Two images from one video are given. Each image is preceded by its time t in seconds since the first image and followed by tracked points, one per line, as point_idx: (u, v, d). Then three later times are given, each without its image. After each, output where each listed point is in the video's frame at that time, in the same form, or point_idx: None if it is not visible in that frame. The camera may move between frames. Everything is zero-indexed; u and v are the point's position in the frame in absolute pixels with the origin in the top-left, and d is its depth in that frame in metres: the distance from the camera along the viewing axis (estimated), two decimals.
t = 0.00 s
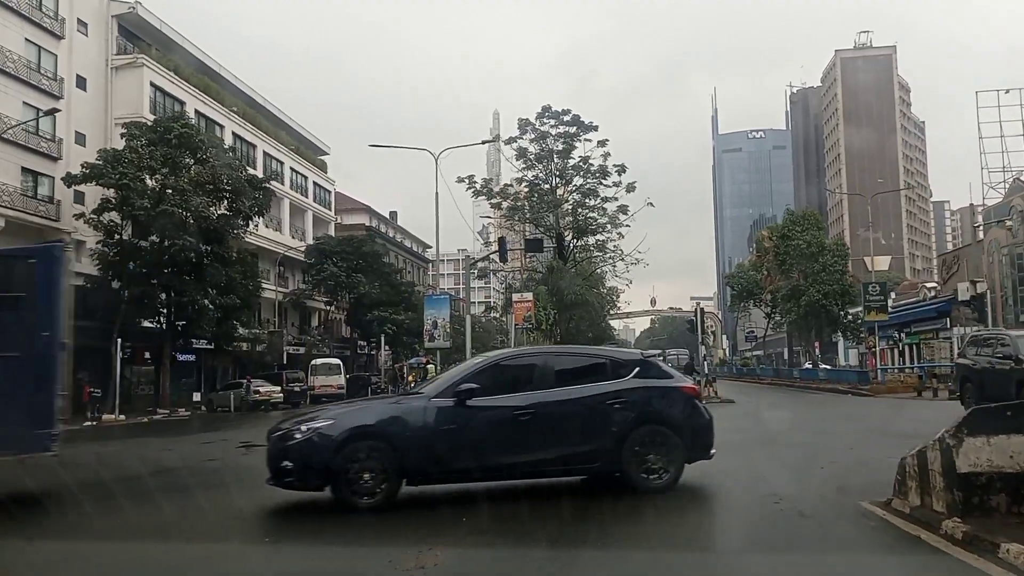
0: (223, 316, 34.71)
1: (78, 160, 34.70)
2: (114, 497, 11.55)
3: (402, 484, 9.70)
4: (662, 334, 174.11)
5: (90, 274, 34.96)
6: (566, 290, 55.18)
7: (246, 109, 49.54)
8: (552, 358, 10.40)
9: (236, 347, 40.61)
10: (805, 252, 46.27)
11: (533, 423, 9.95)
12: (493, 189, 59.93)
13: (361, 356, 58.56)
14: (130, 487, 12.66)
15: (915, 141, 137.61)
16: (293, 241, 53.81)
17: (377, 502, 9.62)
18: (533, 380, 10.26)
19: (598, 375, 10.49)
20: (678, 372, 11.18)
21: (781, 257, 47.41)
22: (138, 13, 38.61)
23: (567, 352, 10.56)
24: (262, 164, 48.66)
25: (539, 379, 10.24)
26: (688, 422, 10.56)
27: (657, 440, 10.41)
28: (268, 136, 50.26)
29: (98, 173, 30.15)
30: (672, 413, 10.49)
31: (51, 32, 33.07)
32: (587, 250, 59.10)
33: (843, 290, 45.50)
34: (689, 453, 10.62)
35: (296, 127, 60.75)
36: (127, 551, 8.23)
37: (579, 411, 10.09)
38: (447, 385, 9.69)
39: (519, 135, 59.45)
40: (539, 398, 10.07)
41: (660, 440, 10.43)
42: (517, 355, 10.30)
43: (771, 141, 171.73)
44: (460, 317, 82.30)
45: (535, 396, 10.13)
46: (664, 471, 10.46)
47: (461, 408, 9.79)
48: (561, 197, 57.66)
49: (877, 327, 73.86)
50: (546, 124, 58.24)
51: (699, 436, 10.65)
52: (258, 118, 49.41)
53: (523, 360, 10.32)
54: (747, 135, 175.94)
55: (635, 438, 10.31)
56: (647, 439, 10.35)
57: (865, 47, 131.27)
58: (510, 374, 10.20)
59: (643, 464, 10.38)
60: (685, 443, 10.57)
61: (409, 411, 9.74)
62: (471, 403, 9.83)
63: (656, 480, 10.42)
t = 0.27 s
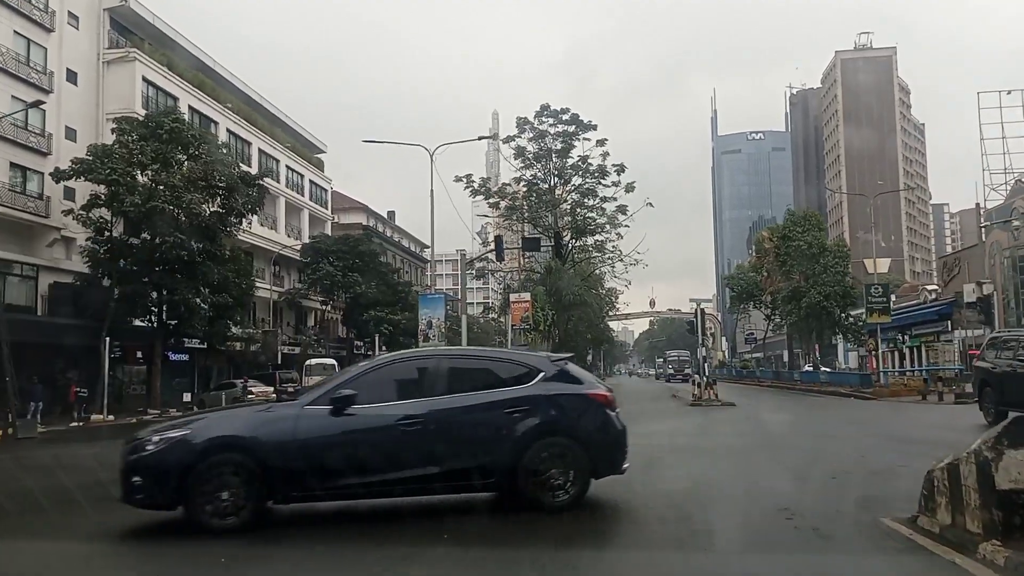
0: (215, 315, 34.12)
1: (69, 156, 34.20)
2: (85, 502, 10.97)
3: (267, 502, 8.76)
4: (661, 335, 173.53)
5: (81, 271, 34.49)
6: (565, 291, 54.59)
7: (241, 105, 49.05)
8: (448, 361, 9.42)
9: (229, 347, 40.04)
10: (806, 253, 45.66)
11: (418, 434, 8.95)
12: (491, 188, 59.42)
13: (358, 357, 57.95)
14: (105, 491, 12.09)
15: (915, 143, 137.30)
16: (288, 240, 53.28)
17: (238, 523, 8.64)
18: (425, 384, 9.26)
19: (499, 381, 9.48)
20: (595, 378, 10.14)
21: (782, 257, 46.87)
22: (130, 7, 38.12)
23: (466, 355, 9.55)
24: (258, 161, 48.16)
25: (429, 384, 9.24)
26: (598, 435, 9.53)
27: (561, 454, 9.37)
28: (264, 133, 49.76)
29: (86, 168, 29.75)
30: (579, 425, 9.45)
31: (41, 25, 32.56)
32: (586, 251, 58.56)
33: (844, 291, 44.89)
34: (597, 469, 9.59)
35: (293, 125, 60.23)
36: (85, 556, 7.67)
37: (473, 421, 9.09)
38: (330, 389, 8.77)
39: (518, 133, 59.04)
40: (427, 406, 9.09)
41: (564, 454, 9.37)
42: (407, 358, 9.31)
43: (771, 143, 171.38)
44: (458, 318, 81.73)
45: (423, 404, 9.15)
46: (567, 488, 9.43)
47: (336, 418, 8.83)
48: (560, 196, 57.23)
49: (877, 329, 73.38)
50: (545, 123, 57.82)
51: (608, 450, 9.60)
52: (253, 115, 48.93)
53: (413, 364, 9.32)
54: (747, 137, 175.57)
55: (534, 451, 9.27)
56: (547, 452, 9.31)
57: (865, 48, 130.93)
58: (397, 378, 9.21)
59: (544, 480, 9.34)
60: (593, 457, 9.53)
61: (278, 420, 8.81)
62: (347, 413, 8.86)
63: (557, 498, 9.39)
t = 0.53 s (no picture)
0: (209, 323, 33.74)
1: (61, 163, 33.77)
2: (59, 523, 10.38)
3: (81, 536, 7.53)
4: (663, 341, 173.15)
5: (74, 279, 34.05)
6: (566, 296, 54.10)
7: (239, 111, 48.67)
8: (308, 372, 8.38)
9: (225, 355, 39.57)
10: (809, 257, 45.05)
11: (261, 457, 7.85)
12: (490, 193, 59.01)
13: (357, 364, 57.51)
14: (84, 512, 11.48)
15: (916, 147, 137.04)
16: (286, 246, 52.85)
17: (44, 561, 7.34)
18: (274, 399, 8.19)
19: (366, 397, 8.41)
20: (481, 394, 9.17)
21: (784, 262, 46.31)
22: (124, 11, 37.73)
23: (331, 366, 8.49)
24: (255, 167, 47.75)
25: (281, 397, 8.19)
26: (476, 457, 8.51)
27: (430, 479, 8.33)
28: (261, 139, 49.34)
29: (77, 174, 29.22)
30: (454, 446, 8.44)
31: (33, 29, 32.15)
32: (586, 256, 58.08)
33: (848, 295, 44.25)
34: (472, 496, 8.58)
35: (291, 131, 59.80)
36: None
37: (329, 441, 8.04)
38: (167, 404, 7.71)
39: (517, 138, 58.74)
40: (273, 425, 8.00)
41: (434, 479, 8.33)
42: (258, 368, 8.27)
43: (771, 148, 170.95)
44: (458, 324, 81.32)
45: (269, 421, 8.04)
46: (435, 517, 8.41)
47: (166, 438, 7.74)
48: (560, 202, 56.90)
49: (880, 334, 72.94)
50: (545, 128, 57.51)
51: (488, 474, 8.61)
52: (250, 120, 48.51)
53: (259, 374, 8.23)
54: (747, 141, 175.25)
55: (399, 476, 8.21)
56: (416, 476, 8.25)
57: (866, 52, 130.72)
58: (247, 391, 8.15)
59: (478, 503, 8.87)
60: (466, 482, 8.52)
61: (98, 440, 7.64)
62: (178, 431, 7.75)
63: (422, 530, 8.34)
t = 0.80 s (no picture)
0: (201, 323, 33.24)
1: (51, 161, 33.24)
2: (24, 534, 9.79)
3: None
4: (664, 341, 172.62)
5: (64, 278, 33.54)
6: (566, 296, 53.50)
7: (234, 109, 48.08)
8: (104, 381, 7.84)
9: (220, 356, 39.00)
10: (811, 256, 44.41)
11: (38, 476, 7.34)
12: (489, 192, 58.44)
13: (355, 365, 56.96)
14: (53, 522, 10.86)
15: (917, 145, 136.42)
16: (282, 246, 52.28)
17: None
18: (65, 411, 7.66)
19: (164, 410, 7.76)
20: (319, 404, 8.39)
21: (786, 260, 45.69)
22: (115, 8, 37.17)
23: (133, 376, 7.91)
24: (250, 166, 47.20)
25: (72, 409, 7.64)
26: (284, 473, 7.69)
27: (238, 502, 7.56)
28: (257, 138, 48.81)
29: (65, 172, 28.62)
30: (257, 461, 7.64)
31: (21, 25, 31.62)
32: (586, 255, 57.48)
33: (852, 294, 43.59)
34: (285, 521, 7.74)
35: (287, 129, 59.24)
36: None
37: (112, 458, 7.43)
38: None
39: (516, 136, 58.17)
40: (56, 440, 7.48)
41: (237, 500, 7.54)
42: (52, 377, 7.79)
43: (772, 147, 170.16)
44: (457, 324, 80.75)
45: (55, 437, 7.54)
46: (246, 547, 7.60)
47: None
48: (559, 200, 56.34)
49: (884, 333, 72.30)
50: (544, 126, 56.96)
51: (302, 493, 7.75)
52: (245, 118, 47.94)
53: (56, 386, 7.76)
54: (748, 141, 174.49)
55: (203, 497, 7.49)
56: (217, 499, 7.51)
57: (867, 50, 130.06)
58: (25, 407, 7.66)
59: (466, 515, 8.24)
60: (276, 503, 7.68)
61: None
62: None
63: (226, 557, 7.53)
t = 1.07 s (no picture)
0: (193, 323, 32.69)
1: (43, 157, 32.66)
2: None
3: None
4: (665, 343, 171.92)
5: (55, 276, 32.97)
6: (566, 296, 52.86)
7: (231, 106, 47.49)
8: None
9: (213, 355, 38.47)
10: (814, 256, 43.77)
11: None
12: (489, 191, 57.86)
13: (352, 365, 56.36)
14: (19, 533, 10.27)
15: (921, 147, 135.79)
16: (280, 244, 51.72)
17: None
18: None
19: None
20: (90, 417, 7.73)
21: (790, 261, 45.07)
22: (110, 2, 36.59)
23: None
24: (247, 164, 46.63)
25: None
26: (22, 497, 7.02)
27: None
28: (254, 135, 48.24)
29: (55, 167, 27.93)
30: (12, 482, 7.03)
31: (12, 19, 31.04)
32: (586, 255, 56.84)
33: (857, 295, 42.93)
34: (18, 544, 7.11)
35: (286, 127, 58.65)
36: None
37: None
38: None
39: (517, 135, 57.62)
40: None
41: None
42: None
43: (773, 148, 169.39)
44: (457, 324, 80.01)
45: None
46: None
47: None
48: (560, 200, 55.75)
49: (887, 335, 71.56)
50: (545, 124, 56.41)
51: (59, 515, 7.07)
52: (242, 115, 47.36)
53: None
54: (749, 141, 173.75)
55: None
56: None
57: (870, 51, 129.41)
58: None
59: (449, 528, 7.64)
60: (5, 527, 7.05)
61: None
62: None
63: None
